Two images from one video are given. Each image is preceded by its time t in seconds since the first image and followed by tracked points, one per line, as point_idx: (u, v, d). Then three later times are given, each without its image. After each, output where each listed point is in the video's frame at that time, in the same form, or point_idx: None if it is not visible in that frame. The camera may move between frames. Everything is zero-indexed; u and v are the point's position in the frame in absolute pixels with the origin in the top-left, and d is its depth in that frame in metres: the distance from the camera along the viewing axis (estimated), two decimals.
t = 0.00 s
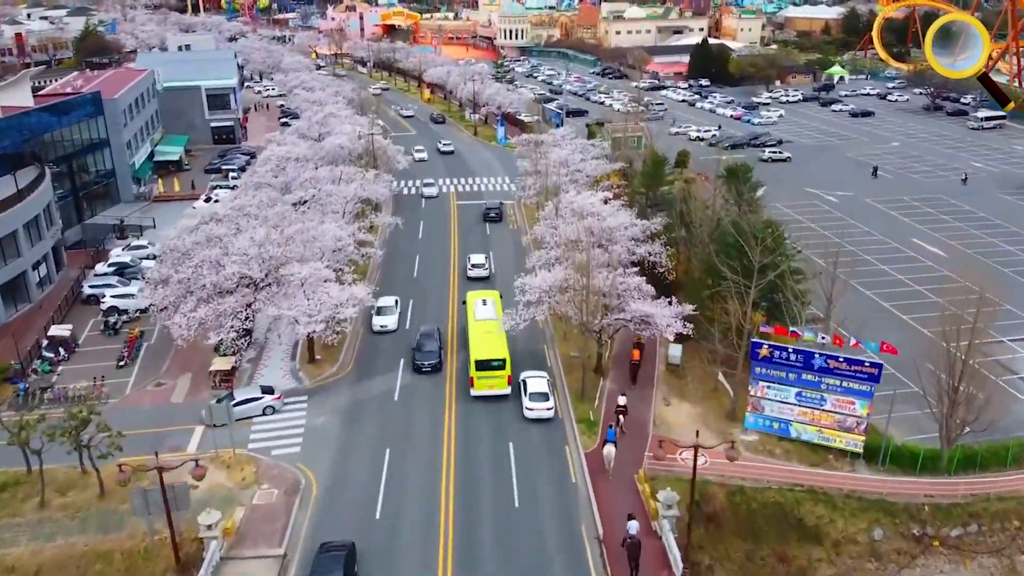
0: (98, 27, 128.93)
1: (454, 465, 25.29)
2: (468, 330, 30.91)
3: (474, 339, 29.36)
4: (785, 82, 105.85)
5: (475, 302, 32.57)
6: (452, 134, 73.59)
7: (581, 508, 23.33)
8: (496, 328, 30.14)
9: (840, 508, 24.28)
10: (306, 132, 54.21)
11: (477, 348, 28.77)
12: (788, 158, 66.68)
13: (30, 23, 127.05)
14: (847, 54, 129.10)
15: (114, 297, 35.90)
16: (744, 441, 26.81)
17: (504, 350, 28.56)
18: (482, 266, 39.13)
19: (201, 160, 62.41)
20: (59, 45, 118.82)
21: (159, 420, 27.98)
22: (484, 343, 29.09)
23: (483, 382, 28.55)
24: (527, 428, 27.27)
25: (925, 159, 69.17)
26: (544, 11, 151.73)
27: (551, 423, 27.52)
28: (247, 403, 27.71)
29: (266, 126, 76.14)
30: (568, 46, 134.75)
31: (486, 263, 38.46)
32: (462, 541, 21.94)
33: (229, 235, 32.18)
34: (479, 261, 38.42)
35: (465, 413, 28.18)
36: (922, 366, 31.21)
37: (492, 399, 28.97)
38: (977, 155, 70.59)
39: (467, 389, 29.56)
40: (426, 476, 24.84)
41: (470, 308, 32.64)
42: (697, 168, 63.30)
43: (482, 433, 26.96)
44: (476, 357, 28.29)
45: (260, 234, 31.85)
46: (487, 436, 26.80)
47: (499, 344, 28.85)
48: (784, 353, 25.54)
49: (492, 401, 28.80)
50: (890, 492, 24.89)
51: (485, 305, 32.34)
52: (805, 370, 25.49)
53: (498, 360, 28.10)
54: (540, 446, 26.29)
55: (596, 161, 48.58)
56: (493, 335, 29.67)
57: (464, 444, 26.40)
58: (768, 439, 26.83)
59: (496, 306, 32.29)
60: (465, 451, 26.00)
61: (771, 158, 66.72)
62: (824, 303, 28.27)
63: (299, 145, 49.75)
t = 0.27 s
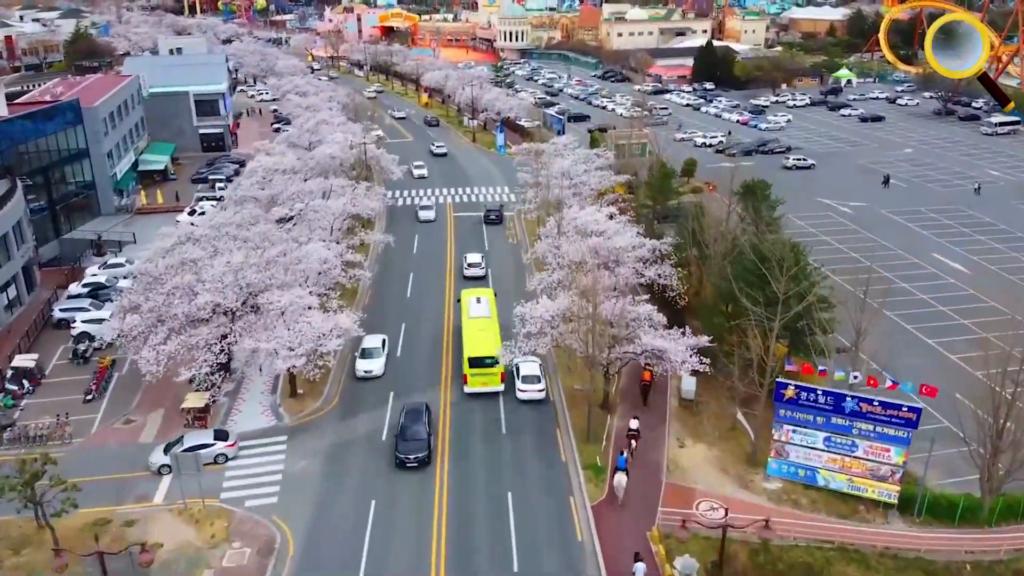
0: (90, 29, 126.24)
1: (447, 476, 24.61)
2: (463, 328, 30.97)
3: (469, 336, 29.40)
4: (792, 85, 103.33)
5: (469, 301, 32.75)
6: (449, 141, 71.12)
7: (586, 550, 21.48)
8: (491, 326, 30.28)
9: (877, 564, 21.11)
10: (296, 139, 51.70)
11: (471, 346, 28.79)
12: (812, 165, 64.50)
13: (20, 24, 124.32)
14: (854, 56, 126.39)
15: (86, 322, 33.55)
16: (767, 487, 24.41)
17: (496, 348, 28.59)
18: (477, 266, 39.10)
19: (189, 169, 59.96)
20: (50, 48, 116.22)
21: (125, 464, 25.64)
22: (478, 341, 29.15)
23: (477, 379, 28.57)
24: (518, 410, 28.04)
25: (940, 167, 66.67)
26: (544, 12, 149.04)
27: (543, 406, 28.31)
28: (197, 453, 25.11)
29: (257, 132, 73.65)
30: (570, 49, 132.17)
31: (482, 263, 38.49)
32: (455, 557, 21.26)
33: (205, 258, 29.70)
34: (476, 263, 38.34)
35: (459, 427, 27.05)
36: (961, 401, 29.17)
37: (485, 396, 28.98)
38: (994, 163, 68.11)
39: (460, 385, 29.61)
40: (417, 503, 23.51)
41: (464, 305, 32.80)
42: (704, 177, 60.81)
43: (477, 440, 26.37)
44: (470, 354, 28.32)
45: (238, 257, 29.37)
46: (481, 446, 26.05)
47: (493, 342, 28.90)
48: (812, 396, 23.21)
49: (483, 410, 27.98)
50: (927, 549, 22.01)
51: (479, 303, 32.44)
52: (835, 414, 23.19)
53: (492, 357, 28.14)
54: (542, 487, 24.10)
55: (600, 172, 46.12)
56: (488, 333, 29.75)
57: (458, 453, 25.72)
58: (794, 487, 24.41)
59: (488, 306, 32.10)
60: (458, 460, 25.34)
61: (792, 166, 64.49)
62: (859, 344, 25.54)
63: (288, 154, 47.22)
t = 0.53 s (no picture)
0: (82, 31, 123.83)
1: (440, 498, 23.56)
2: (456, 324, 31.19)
3: (461, 331, 29.70)
4: (798, 88, 100.96)
5: (462, 297, 33.00)
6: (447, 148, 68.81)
7: None
8: (484, 322, 30.59)
9: None
10: (285, 147, 49.33)
11: (464, 341, 29.08)
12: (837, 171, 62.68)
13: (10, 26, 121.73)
14: (860, 59, 123.92)
15: (53, 350, 31.22)
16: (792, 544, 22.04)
17: (490, 342, 28.90)
18: (474, 264, 39.30)
19: (175, 179, 57.58)
20: (40, 50, 113.68)
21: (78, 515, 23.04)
22: (470, 336, 29.45)
23: (469, 373, 28.88)
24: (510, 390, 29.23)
25: (954, 174, 64.31)
26: (545, 13, 146.56)
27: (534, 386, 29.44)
28: (129, 508, 22.59)
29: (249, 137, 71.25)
30: (570, 51, 129.71)
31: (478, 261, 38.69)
32: None
33: (177, 284, 27.23)
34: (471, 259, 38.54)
35: (453, 450, 25.78)
36: (1002, 439, 26.91)
37: (478, 390, 29.30)
38: (1010, 170, 65.71)
39: (453, 379, 29.91)
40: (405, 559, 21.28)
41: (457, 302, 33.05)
42: (712, 187, 58.47)
43: (473, 462, 25.27)
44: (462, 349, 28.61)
45: (212, 282, 26.94)
46: (476, 471, 24.86)
47: (485, 336, 29.18)
48: (846, 445, 20.84)
49: (480, 430, 26.83)
50: None
51: (472, 300, 32.63)
52: (871, 466, 20.82)
53: (485, 352, 28.43)
54: (544, 539, 21.90)
55: (603, 183, 43.77)
56: (480, 328, 30.03)
57: (453, 476, 24.58)
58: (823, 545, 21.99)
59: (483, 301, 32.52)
60: (454, 483, 24.25)
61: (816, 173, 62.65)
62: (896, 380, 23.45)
63: (275, 164, 44.89)
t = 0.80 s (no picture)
0: (73, 33, 121.39)
1: (431, 536, 21.77)
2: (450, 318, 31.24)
3: (455, 325, 29.80)
4: (805, 91, 98.55)
5: (456, 291, 33.05)
6: (444, 155, 66.51)
7: None
8: (478, 314, 30.63)
9: None
10: (272, 156, 46.90)
11: (457, 334, 29.25)
12: (865, 178, 60.78)
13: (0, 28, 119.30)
14: (867, 61, 121.35)
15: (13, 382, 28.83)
16: None
17: (484, 336, 29.00)
18: (469, 260, 39.32)
19: (159, 189, 55.20)
20: (31, 52, 111.26)
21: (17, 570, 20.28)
22: (464, 329, 29.54)
23: (463, 365, 29.07)
24: (504, 370, 30.23)
25: (971, 182, 61.79)
26: (545, 15, 144.01)
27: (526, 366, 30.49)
28: None
29: (239, 144, 68.88)
30: (572, 53, 127.31)
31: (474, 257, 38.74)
32: None
33: (146, 315, 24.88)
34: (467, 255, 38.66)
35: (446, 484, 23.94)
36: None
37: (473, 382, 29.46)
38: None
39: (448, 372, 30.03)
40: None
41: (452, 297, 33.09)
42: (720, 197, 56.08)
43: (467, 495, 23.51)
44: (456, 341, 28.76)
45: (181, 314, 24.50)
46: (471, 506, 23.06)
47: (479, 329, 29.30)
48: (887, 508, 18.59)
49: (475, 460, 25.03)
50: None
51: (467, 294, 32.73)
52: (916, 531, 18.44)
53: (479, 344, 28.62)
54: None
55: (608, 195, 41.31)
56: (474, 321, 30.13)
57: (445, 512, 22.75)
58: None
59: (477, 294, 32.69)
60: (445, 519, 22.44)
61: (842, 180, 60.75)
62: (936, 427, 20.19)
63: (261, 176, 42.51)
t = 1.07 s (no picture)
0: (63, 35, 118.81)
1: (423, 557, 20.94)
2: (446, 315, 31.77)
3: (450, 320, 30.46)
4: (812, 95, 96.13)
5: (451, 288, 33.52)
6: (442, 163, 64.14)
7: None
8: (473, 311, 31.29)
9: None
10: (259, 167, 44.49)
11: (453, 329, 29.99)
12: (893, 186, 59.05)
13: None
14: (874, 63, 118.97)
15: None
16: None
17: (478, 331, 29.68)
18: (464, 258, 39.89)
19: (142, 200, 52.73)
20: (20, 55, 108.90)
21: None
22: (459, 325, 30.19)
23: (457, 360, 29.63)
24: (498, 357, 31.43)
25: (990, 192, 59.27)
26: (546, 16, 141.28)
27: (519, 352, 31.69)
28: None
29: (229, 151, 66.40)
30: (573, 55, 124.90)
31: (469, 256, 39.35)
32: None
33: (104, 356, 22.59)
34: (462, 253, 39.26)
35: (439, 504, 23.04)
36: None
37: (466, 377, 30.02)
38: None
39: (442, 368, 30.52)
40: None
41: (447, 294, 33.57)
42: (729, 208, 53.66)
43: (460, 512, 22.73)
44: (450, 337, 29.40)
45: (142, 355, 22.23)
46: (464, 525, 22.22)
47: (475, 325, 29.96)
48: None
49: (469, 478, 24.19)
50: None
51: (462, 292, 33.28)
52: None
53: (473, 340, 29.27)
54: None
55: (613, 210, 38.81)
56: (470, 317, 30.79)
57: (437, 532, 21.88)
58: None
59: (472, 291, 33.55)
60: (437, 541, 21.53)
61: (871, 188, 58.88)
62: (986, 483, 16.52)
63: (245, 189, 40.12)
